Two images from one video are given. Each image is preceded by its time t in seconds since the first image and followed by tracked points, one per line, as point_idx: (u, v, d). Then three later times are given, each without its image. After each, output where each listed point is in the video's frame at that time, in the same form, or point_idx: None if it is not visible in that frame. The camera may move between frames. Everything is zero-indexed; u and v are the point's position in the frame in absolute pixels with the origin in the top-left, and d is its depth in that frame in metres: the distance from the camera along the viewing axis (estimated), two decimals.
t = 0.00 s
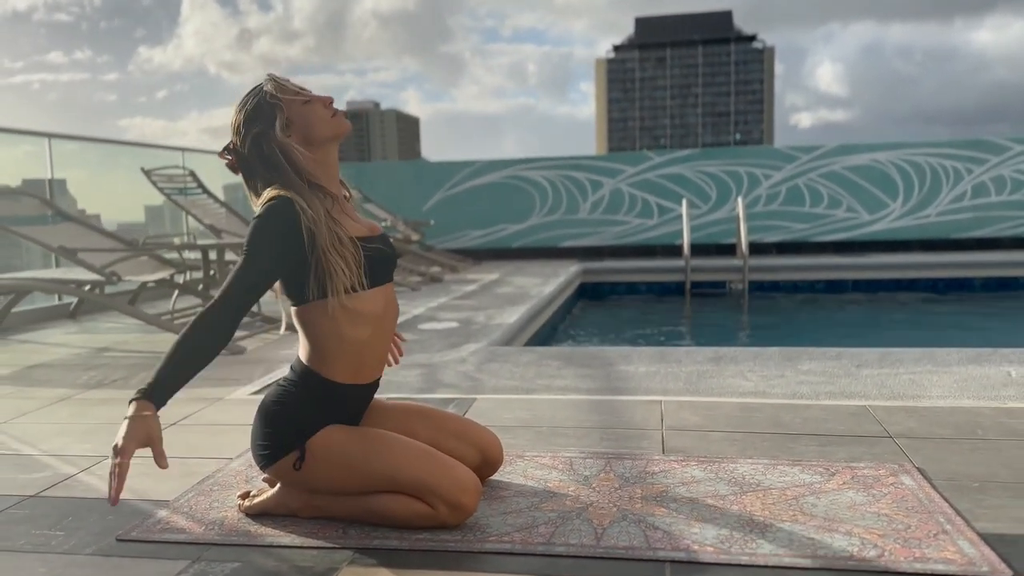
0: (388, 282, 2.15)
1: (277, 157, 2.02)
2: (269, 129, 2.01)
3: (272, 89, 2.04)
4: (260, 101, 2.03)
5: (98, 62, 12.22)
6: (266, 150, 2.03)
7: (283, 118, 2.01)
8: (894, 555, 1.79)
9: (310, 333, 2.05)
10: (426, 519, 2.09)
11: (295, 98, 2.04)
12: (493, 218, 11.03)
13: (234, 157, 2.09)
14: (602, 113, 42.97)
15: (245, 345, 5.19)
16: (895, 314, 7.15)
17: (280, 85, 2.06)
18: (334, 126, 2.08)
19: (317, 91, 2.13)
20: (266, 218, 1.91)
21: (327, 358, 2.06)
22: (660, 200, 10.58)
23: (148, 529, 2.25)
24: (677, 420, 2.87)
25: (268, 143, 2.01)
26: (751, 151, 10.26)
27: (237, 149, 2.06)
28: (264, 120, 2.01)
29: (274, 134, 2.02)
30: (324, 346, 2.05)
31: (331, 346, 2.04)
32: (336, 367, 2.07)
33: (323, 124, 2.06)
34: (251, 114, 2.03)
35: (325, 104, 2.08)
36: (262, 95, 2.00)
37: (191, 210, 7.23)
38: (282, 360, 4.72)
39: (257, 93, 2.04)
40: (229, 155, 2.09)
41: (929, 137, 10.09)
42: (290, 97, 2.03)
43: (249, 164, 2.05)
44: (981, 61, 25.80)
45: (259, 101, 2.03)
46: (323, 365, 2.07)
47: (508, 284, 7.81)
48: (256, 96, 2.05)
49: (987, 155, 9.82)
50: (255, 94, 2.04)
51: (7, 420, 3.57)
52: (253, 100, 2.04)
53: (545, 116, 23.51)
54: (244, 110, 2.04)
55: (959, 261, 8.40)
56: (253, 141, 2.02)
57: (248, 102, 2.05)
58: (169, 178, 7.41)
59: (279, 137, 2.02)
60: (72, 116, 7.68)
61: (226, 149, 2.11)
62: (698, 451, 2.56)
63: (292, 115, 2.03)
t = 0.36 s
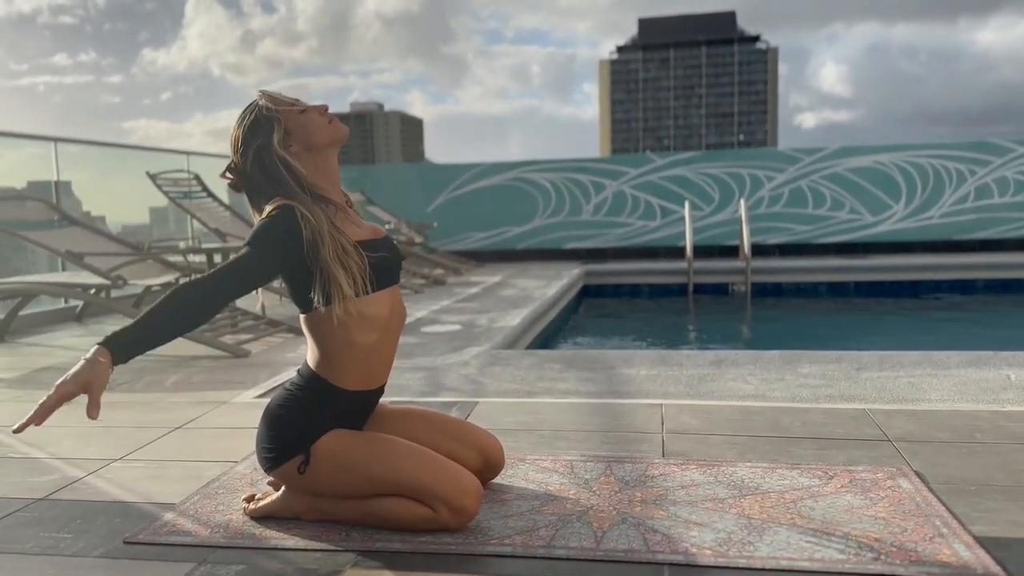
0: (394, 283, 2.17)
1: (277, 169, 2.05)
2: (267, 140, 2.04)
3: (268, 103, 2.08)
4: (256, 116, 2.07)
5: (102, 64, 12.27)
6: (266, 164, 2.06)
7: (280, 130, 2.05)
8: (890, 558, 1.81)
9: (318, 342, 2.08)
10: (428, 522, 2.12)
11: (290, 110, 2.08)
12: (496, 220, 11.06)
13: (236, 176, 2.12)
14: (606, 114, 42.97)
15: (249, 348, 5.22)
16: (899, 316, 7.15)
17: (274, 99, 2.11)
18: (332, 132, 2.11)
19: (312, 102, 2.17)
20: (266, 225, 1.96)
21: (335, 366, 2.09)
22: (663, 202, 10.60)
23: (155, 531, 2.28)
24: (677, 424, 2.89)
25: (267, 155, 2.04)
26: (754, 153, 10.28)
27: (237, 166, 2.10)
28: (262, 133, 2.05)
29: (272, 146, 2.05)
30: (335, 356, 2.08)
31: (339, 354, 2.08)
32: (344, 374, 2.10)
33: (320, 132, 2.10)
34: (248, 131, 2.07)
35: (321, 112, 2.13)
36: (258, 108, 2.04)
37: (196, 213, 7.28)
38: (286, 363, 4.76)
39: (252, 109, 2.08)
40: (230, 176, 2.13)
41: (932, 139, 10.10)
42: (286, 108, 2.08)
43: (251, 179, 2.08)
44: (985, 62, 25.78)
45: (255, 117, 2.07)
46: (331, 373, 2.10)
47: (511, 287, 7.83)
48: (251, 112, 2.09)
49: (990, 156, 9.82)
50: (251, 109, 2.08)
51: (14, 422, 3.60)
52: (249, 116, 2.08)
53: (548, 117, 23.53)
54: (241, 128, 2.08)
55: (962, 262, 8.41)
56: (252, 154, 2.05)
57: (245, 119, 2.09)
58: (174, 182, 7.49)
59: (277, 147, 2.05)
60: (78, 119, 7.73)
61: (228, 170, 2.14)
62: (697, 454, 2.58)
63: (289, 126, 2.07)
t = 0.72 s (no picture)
0: (399, 285, 2.19)
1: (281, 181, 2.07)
2: (268, 155, 2.07)
3: (263, 117, 2.09)
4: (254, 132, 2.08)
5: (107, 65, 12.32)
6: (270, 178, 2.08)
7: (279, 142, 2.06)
8: (891, 561, 1.82)
9: (327, 348, 2.10)
10: (433, 524, 2.14)
11: (285, 120, 2.09)
12: (500, 222, 11.09)
13: (245, 195, 2.15)
14: (610, 114, 42.96)
15: (255, 351, 5.25)
16: (903, 318, 7.15)
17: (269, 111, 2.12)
18: (330, 135, 2.11)
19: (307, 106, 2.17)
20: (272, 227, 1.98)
21: (344, 371, 2.12)
22: (667, 204, 10.62)
23: (162, 534, 2.31)
24: (680, 426, 2.91)
25: (270, 169, 2.07)
26: (757, 155, 10.28)
27: (244, 185, 2.13)
28: (264, 148, 2.07)
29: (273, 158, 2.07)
30: (344, 361, 2.10)
31: (347, 359, 2.10)
32: (353, 380, 2.13)
33: (318, 137, 2.10)
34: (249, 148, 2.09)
35: (316, 116, 2.12)
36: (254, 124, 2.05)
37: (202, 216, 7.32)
38: (291, 365, 4.79)
39: (250, 126, 2.10)
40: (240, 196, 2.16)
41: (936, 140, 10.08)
42: (281, 119, 2.09)
43: (259, 195, 2.11)
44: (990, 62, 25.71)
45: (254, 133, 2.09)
46: (339, 378, 2.13)
47: (516, 289, 7.85)
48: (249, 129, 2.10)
49: (994, 157, 9.80)
50: (249, 125, 2.10)
51: (24, 425, 3.64)
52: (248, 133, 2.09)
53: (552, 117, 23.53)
54: (242, 146, 2.10)
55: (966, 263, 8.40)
56: (256, 172, 2.08)
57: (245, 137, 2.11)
58: (180, 185, 7.54)
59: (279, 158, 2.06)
60: (84, 122, 7.77)
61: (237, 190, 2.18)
62: (700, 457, 2.60)
63: (287, 136, 2.08)
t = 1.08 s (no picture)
0: (408, 286, 2.21)
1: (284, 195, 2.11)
2: (268, 173, 2.10)
3: (256, 140, 2.14)
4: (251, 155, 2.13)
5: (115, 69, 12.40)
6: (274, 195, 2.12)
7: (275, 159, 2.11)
8: (894, 562, 1.84)
9: (337, 350, 2.14)
10: (438, 526, 2.17)
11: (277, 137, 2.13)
12: (506, 224, 11.12)
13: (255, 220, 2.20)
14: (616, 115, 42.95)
15: (262, 353, 5.29)
16: (909, 319, 7.14)
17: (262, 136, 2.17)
18: (323, 142, 2.14)
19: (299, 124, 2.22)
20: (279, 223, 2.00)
21: (354, 373, 2.14)
22: (673, 206, 10.63)
23: (172, 535, 2.34)
24: (685, 428, 2.93)
25: (271, 186, 2.10)
26: (763, 156, 10.27)
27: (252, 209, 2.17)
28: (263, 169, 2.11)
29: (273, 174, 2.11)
30: (353, 363, 2.13)
31: (357, 362, 2.13)
32: (364, 382, 2.15)
33: (311, 146, 2.13)
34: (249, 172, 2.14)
35: (308, 129, 2.17)
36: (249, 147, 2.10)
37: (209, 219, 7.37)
38: (298, 368, 4.83)
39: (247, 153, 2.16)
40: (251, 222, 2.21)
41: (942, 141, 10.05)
42: (275, 137, 2.14)
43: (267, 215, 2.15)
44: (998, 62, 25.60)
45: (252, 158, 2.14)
46: (349, 381, 2.15)
47: (521, 291, 7.87)
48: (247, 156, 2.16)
49: (1001, 158, 9.77)
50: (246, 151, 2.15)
51: (35, 427, 3.68)
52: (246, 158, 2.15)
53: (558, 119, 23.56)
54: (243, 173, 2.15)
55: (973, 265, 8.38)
56: (260, 193, 2.12)
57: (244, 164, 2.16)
58: (188, 189, 7.53)
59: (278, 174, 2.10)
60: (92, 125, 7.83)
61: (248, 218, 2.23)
62: (704, 459, 2.61)
63: (282, 152, 2.12)
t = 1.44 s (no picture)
0: (413, 288, 2.23)
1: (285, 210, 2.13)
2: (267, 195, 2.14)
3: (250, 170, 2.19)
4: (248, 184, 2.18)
5: (122, 73, 12.46)
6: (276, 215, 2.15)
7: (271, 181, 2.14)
8: (897, 564, 1.85)
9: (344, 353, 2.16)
10: (444, 527, 2.19)
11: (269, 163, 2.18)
12: (511, 226, 11.14)
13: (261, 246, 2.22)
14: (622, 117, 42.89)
15: (269, 357, 5.32)
16: (915, 321, 7.13)
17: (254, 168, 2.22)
18: (314, 156, 2.19)
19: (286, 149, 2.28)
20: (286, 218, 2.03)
21: (361, 375, 2.17)
22: (678, 208, 10.63)
23: (182, 537, 2.36)
24: (690, 431, 2.94)
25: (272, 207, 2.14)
26: (769, 158, 10.26)
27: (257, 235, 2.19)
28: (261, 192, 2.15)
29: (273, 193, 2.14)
30: (360, 365, 2.16)
31: (363, 365, 2.15)
32: (371, 384, 2.18)
33: (303, 162, 2.18)
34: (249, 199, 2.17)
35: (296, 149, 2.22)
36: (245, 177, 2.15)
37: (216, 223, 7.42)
38: (305, 371, 4.85)
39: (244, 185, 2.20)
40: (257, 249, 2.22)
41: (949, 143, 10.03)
42: (267, 164, 2.19)
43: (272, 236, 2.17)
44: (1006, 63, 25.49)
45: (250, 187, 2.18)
46: (356, 383, 2.18)
47: (527, 293, 7.89)
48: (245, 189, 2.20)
49: (1007, 160, 9.75)
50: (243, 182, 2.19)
51: (46, 431, 3.72)
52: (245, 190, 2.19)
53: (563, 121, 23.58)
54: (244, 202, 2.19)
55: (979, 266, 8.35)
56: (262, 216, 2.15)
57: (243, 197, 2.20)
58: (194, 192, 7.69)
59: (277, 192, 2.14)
60: (100, 130, 7.87)
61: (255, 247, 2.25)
62: (709, 462, 2.63)
63: (277, 173, 2.17)
